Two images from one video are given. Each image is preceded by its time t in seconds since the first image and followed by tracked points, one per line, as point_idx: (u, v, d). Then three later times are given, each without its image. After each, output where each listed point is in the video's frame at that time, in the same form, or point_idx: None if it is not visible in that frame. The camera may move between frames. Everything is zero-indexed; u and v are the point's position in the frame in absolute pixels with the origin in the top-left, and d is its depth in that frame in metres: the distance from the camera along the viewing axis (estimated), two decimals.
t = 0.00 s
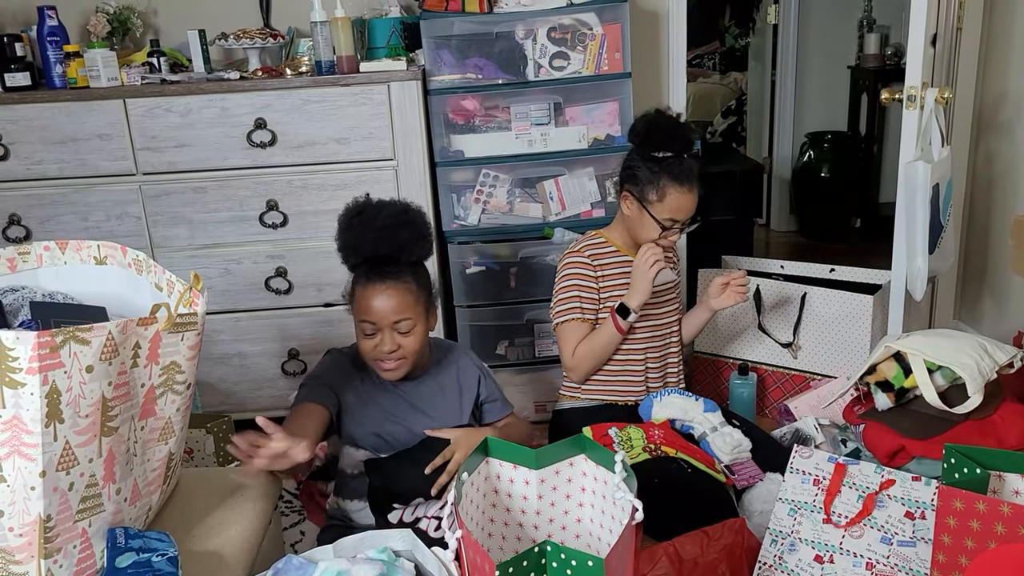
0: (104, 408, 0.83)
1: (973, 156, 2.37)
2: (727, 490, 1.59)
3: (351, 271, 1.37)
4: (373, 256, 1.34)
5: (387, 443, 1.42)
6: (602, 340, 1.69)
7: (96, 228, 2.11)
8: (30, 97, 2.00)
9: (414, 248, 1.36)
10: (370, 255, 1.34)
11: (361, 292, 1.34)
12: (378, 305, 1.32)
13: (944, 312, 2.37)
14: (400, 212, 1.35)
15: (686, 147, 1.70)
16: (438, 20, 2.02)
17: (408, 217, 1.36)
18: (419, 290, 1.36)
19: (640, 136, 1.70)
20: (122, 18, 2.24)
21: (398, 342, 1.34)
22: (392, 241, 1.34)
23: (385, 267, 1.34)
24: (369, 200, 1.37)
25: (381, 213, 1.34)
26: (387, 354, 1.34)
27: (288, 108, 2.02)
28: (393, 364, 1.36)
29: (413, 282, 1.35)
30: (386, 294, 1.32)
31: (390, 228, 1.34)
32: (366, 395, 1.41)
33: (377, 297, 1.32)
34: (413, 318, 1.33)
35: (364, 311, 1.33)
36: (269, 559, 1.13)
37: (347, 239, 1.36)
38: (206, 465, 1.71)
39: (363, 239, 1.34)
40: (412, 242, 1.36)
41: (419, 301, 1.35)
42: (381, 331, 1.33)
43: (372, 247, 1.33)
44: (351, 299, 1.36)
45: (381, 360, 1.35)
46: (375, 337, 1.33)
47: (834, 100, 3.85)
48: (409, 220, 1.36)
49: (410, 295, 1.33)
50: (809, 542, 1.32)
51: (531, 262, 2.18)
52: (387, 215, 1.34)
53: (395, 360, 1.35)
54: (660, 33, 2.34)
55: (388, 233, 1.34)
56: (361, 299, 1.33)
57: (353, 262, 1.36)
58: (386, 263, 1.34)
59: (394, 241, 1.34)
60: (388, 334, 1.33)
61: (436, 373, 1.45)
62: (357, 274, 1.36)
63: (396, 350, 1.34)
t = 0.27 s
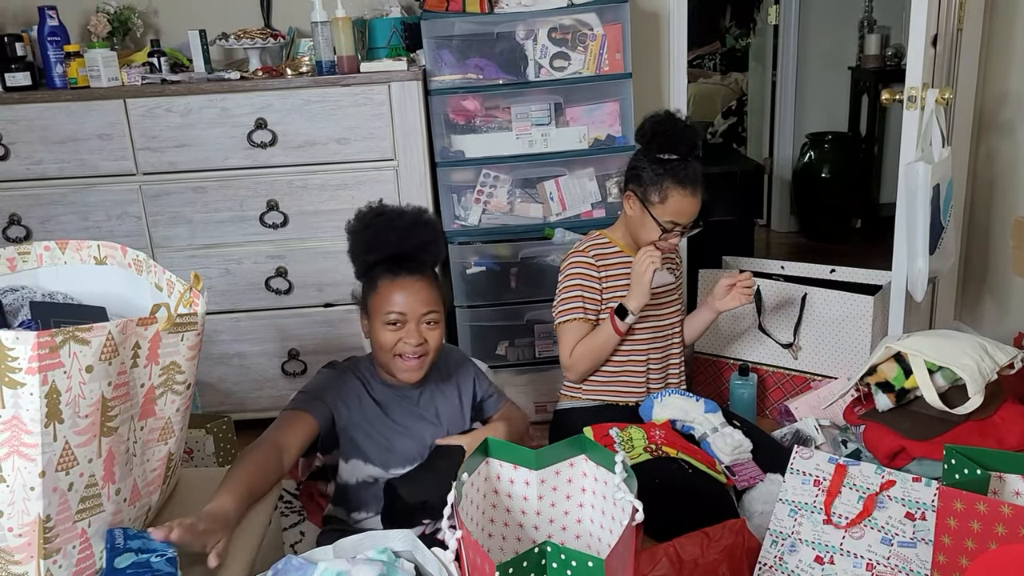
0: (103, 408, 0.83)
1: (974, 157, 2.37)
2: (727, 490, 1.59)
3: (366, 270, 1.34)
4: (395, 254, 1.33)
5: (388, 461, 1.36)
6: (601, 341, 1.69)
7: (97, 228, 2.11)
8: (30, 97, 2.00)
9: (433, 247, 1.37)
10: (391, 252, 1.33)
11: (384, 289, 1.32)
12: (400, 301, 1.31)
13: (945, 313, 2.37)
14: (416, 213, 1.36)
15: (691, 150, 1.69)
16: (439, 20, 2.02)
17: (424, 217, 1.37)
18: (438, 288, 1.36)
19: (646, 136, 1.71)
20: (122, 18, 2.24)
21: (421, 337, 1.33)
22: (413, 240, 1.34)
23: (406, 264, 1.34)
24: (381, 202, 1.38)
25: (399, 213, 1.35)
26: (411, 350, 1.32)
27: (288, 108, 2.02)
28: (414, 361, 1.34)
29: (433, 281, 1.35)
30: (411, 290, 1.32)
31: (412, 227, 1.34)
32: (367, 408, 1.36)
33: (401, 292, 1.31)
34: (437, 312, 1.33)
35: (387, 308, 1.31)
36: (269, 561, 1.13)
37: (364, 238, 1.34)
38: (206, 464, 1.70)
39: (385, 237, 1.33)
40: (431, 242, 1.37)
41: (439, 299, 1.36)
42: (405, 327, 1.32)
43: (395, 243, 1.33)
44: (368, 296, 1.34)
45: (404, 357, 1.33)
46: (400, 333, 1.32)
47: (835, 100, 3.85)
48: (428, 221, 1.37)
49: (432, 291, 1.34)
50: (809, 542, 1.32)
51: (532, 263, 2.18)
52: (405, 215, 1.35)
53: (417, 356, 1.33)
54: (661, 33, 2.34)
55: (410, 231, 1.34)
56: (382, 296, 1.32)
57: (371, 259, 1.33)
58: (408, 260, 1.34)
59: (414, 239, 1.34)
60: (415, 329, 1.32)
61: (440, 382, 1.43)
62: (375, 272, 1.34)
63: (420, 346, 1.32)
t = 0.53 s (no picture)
0: (103, 408, 0.83)
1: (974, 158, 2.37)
2: (727, 492, 1.59)
3: (365, 269, 1.34)
4: (393, 252, 1.33)
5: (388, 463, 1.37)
6: (599, 342, 1.69)
7: (97, 228, 2.11)
8: (31, 97, 2.00)
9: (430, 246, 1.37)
10: (389, 251, 1.33)
11: (382, 288, 1.32)
12: (399, 301, 1.31)
13: (945, 315, 2.37)
14: (414, 211, 1.37)
15: (696, 153, 1.69)
16: (439, 21, 2.02)
17: (421, 216, 1.37)
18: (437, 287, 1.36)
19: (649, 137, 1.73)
20: (123, 18, 2.24)
21: (421, 336, 1.33)
22: (412, 238, 1.35)
23: (404, 263, 1.34)
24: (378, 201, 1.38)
25: (396, 211, 1.35)
26: (411, 349, 1.32)
27: (289, 109, 2.02)
28: (415, 359, 1.33)
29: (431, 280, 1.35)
30: (408, 288, 1.32)
31: (409, 226, 1.35)
32: (367, 409, 1.37)
33: (399, 291, 1.31)
34: (436, 311, 1.34)
35: (384, 307, 1.32)
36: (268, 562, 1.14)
37: (362, 237, 1.34)
38: (206, 465, 1.71)
39: (382, 235, 1.33)
40: (428, 240, 1.37)
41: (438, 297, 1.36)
42: (405, 326, 1.32)
43: (393, 242, 1.33)
44: (365, 295, 1.34)
45: (404, 356, 1.33)
46: (398, 332, 1.32)
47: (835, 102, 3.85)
48: (424, 219, 1.37)
49: (431, 289, 1.34)
50: (809, 544, 1.32)
51: (532, 264, 2.18)
52: (403, 213, 1.35)
53: (417, 354, 1.33)
54: (661, 35, 2.34)
55: (407, 230, 1.34)
56: (381, 295, 1.32)
57: (369, 258, 1.33)
58: (407, 259, 1.34)
59: (413, 237, 1.35)
60: (413, 327, 1.32)
61: (441, 382, 1.43)
62: (374, 272, 1.33)
63: (419, 344, 1.32)
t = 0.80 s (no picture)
0: (101, 408, 0.83)
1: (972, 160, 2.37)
2: (726, 493, 1.59)
3: (363, 267, 1.33)
4: (390, 251, 1.31)
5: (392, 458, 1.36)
6: (595, 344, 1.69)
7: (96, 228, 2.10)
8: (30, 97, 2.00)
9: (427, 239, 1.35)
10: (386, 249, 1.31)
11: (381, 286, 1.32)
12: (397, 300, 1.31)
13: (944, 317, 2.37)
14: (409, 204, 1.33)
15: (699, 157, 1.69)
16: (439, 22, 2.02)
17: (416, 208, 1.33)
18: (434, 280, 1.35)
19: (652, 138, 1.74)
20: (122, 19, 2.24)
21: (420, 333, 1.34)
22: (407, 234, 1.32)
23: (401, 260, 1.32)
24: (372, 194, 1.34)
25: (390, 207, 1.31)
26: (410, 347, 1.34)
27: (289, 110, 2.02)
28: (415, 356, 1.36)
29: (429, 274, 1.34)
30: (405, 286, 1.31)
31: (406, 222, 1.32)
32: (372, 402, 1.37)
33: (395, 290, 1.31)
34: (435, 307, 1.34)
35: (383, 306, 1.32)
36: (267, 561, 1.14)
37: (357, 236, 1.32)
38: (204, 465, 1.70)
39: (378, 234, 1.31)
40: (425, 232, 1.35)
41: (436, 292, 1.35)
42: (404, 325, 1.33)
43: (388, 241, 1.31)
44: (365, 292, 1.34)
45: (406, 353, 1.35)
46: (397, 331, 1.33)
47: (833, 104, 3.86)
48: (421, 211, 1.34)
49: (428, 285, 1.33)
50: (807, 546, 1.31)
51: (532, 265, 2.17)
52: (397, 209, 1.31)
53: (417, 351, 1.36)
54: (661, 36, 2.34)
55: (404, 226, 1.31)
56: (378, 295, 1.32)
57: (366, 258, 1.32)
58: (403, 257, 1.32)
59: (408, 234, 1.32)
60: (411, 326, 1.33)
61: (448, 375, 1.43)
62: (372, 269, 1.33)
63: (418, 343, 1.34)
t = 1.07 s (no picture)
0: (83, 396, 0.82)
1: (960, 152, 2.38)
2: (713, 483, 1.59)
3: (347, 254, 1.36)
4: (372, 237, 1.35)
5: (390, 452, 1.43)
6: (576, 335, 1.69)
7: (80, 214, 2.08)
8: (12, 81, 1.97)
9: (412, 227, 1.38)
10: (369, 236, 1.35)
11: (361, 273, 1.32)
12: (377, 287, 1.31)
13: (931, 307, 2.38)
14: (393, 193, 1.37)
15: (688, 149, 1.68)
16: (427, 8, 2.01)
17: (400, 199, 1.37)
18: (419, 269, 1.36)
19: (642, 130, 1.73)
20: (105, 2, 2.21)
21: (400, 321, 1.34)
22: (389, 222, 1.36)
23: (384, 247, 1.35)
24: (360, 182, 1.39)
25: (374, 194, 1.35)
26: (389, 334, 1.34)
27: (275, 96, 2.00)
28: (395, 343, 1.36)
29: (415, 262, 1.35)
30: (386, 274, 1.31)
31: (390, 209, 1.36)
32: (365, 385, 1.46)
33: (378, 278, 1.31)
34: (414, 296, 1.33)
35: (363, 294, 1.32)
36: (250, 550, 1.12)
37: (342, 222, 1.36)
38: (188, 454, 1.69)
39: (362, 220, 1.35)
40: (411, 221, 1.38)
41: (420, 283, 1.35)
42: (383, 313, 1.33)
43: (371, 227, 1.35)
44: (348, 279, 1.35)
45: (385, 341, 1.35)
46: (377, 319, 1.33)
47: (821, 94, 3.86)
48: (407, 199, 1.38)
49: (410, 275, 1.34)
50: (793, 535, 1.32)
51: (520, 253, 2.16)
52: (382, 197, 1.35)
53: (397, 340, 1.36)
54: (650, 25, 2.33)
55: (388, 213, 1.36)
56: (359, 283, 1.33)
57: (349, 244, 1.36)
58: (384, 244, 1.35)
59: (391, 221, 1.36)
60: (390, 314, 1.33)
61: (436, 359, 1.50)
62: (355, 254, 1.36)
63: (397, 331, 1.34)
